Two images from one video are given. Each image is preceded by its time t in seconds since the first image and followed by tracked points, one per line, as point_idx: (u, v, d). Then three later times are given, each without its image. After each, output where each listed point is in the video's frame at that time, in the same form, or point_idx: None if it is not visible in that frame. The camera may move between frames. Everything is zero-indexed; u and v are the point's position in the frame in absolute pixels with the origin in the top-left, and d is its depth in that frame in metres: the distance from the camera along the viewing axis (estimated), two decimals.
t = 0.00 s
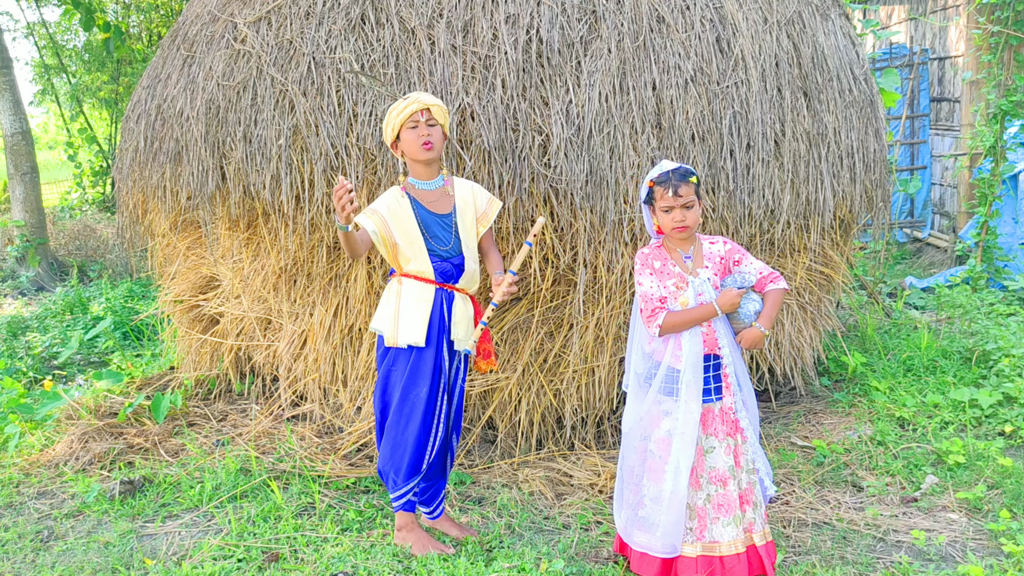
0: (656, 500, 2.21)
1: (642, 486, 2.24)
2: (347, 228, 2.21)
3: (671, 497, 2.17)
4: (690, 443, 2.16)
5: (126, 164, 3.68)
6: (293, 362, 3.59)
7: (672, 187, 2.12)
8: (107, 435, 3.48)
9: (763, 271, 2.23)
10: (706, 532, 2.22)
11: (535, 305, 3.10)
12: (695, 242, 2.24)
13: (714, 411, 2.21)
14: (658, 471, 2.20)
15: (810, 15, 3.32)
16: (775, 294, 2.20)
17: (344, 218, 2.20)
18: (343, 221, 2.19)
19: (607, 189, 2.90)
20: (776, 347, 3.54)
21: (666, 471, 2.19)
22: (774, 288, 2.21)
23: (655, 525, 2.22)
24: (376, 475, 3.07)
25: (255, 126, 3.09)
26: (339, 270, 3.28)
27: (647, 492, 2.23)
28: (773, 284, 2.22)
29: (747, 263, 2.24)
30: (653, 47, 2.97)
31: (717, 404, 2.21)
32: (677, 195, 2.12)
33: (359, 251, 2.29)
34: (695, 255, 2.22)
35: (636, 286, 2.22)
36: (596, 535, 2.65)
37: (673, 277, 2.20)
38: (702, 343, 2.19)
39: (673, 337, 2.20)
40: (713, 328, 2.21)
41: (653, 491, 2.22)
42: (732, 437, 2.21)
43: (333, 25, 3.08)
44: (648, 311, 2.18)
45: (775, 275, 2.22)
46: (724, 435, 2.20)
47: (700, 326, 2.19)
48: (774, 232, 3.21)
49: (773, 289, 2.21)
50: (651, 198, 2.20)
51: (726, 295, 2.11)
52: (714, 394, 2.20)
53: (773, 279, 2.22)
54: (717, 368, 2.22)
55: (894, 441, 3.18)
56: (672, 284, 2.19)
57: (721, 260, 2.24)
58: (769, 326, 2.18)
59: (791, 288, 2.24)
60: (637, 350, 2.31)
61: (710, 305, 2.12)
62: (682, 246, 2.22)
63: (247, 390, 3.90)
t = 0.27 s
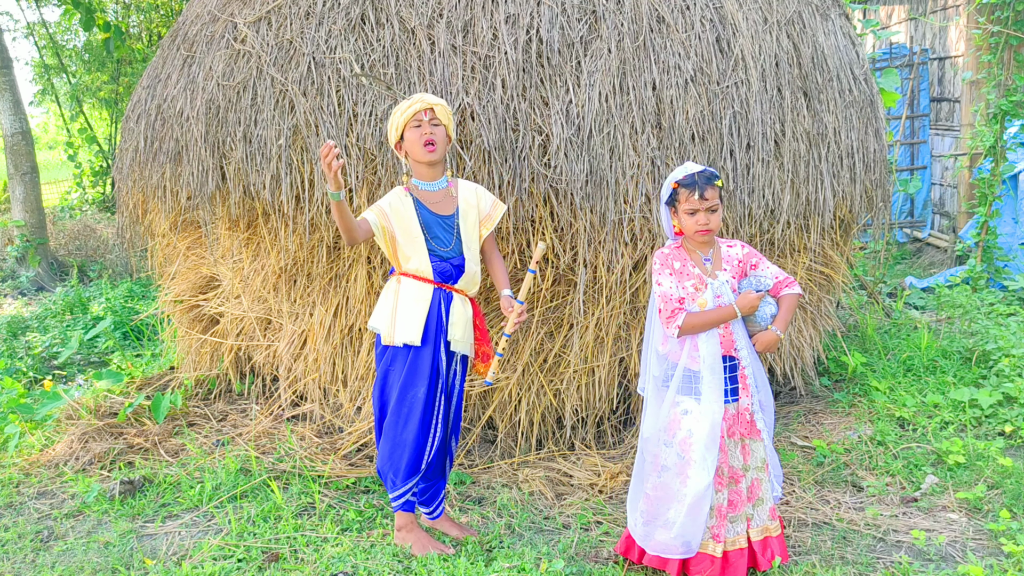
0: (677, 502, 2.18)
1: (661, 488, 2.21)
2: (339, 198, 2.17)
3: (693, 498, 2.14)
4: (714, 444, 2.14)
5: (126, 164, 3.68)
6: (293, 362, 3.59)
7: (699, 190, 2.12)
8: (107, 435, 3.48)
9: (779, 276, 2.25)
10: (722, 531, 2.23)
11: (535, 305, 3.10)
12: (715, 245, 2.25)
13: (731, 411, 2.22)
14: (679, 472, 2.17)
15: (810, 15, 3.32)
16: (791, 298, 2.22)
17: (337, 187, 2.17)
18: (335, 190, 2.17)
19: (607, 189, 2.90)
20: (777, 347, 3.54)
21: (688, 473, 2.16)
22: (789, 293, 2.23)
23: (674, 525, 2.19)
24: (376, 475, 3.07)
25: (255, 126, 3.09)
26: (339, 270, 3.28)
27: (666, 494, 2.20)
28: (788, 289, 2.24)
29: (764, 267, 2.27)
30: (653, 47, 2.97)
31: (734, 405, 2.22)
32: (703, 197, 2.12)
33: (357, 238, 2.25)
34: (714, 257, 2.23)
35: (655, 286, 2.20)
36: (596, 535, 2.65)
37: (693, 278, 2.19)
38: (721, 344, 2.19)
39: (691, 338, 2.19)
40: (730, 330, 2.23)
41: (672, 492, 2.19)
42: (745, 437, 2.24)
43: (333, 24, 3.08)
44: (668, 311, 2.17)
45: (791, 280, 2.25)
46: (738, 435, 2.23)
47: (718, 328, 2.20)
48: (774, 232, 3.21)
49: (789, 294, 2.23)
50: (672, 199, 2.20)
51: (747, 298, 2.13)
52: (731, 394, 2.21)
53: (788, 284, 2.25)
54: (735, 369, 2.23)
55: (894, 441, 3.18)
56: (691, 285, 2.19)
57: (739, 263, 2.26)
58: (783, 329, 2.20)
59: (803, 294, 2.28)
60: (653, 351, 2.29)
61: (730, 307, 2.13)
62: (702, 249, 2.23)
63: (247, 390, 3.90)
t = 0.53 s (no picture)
0: (699, 506, 2.15)
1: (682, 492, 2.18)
2: (350, 177, 2.15)
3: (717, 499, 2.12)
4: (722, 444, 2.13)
5: (126, 164, 3.68)
6: (293, 362, 3.59)
7: (709, 188, 2.11)
8: (107, 435, 3.48)
9: (786, 280, 2.26)
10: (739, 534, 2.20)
11: (535, 305, 3.10)
12: (724, 244, 2.24)
13: (734, 412, 2.21)
14: (696, 474, 2.15)
15: (811, 15, 3.32)
16: (795, 303, 2.24)
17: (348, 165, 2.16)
18: (347, 169, 2.15)
19: (607, 189, 2.90)
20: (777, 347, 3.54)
21: (707, 474, 2.14)
22: (794, 297, 2.24)
23: (707, 534, 2.14)
24: (376, 475, 3.07)
25: (255, 126, 3.09)
26: (339, 271, 3.28)
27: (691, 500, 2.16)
28: (793, 294, 2.25)
29: (771, 269, 2.27)
30: (653, 47, 2.97)
31: (736, 405, 2.21)
32: (713, 196, 2.11)
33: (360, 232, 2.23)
34: (722, 257, 2.22)
35: (662, 282, 2.19)
36: (596, 535, 2.65)
37: (700, 276, 2.18)
38: (725, 343, 2.18)
39: (695, 336, 2.18)
40: (733, 331, 2.21)
41: (696, 497, 2.15)
42: (748, 438, 2.23)
43: (333, 25, 3.08)
44: (673, 308, 2.17)
45: (796, 285, 2.26)
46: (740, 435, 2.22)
47: (722, 327, 2.19)
48: (774, 232, 3.21)
49: (794, 299, 2.25)
50: (683, 196, 2.19)
51: (753, 299, 2.12)
52: (733, 395, 2.20)
53: (794, 288, 2.26)
54: (737, 370, 2.21)
55: (894, 441, 3.18)
56: (698, 283, 2.18)
57: (746, 264, 2.25)
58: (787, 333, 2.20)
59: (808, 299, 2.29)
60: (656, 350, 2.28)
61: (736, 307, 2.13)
62: (711, 248, 2.21)
63: (247, 390, 3.90)
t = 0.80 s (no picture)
0: (688, 503, 2.16)
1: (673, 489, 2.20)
2: (368, 168, 2.14)
3: (705, 498, 2.12)
4: (713, 443, 2.13)
5: (126, 164, 3.68)
6: (293, 362, 3.59)
7: (708, 189, 2.11)
8: (107, 435, 3.48)
9: (787, 283, 2.23)
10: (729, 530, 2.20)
11: (535, 305, 3.10)
12: (724, 245, 2.23)
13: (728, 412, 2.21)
14: (687, 473, 2.16)
15: (811, 15, 3.32)
16: (795, 306, 2.21)
17: (366, 156, 2.15)
18: (365, 160, 2.14)
19: (607, 189, 2.90)
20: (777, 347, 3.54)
21: (697, 473, 2.14)
22: (795, 301, 2.22)
23: (693, 530, 2.16)
24: (376, 475, 3.07)
25: (255, 126, 3.09)
26: (339, 270, 3.28)
27: (680, 497, 2.17)
28: (794, 297, 2.23)
29: (772, 272, 2.25)
30: (653, 47, 2.97)
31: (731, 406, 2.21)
32: (712, 197, 2.11)
33: (370, 228, 2.21)
34: (722, 257, 2.22)
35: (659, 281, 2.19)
36: (596, 535, 2.65)
37: (698, 277, 2.19)
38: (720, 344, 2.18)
39: (691, 336, 2.18)
40: (729, 332, 2.21)
41: (686, 495, 2.16)
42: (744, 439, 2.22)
43: (333, 25, 3.08)
44: (669, 308, 2.17)
45: (798, 289, 2.23)
46: (737, 435, 2.22)
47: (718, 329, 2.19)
48: (774, 232, 3.21)
49: (794, 302, 2.22)
50: (685, 197, 2.19)
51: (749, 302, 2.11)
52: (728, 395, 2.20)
53: (795, 292, 2.24)
54: (732, 370, 2.21)
55: (894, 441, 3.18)
56: (695, 283, 2.19)
57: (747, 266, 2.25)
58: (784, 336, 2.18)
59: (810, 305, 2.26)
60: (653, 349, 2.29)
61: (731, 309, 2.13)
62: (711, 248, 2.21)
63: (247, 390, 3.90)
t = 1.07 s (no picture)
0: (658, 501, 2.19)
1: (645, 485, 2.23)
2: (393, 161, 2.12)
3: (675, 497, 2.16)
4: (694, 444, 2.15)
5: (126, 164, 3.68)
6: (293, 362, 3.59)
7: (696, 186, 2.11)
8: (107, 435, 3.48)
9: (782, 283, 2.18)
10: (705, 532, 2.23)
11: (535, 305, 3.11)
12: (717, 244, 2.21)
13: (715, 412, 2.21)
14: (662, 471, 2.19)
15: (811, 15, 3.32)
16: (790, 307, 2.16)
17: (391, 149, 2.12)
18: (390, 153, 2.11)
19: (607, 189, 2.90)
20: (777, 347, 3.55)
21: (673, 472, 2.17)
22: (789, 301, 2.16)
23: (658, 527, 2.19)
24: (376, 475, 3.07)
25: (255, 126, 3.09)
26: (339, 270, 3.28)
27: (651, 493, 2.21)
28: (789, 297, 2.17)
29: (766, 272, 2.20)
30: (653, 47, 2.97)
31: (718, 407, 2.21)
32: (700, 194, 2.11)
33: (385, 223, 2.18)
34: (713, 257, 2.20)
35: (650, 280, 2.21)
36: (596, 535, 2.65)
37: (688, 276, 2.19)
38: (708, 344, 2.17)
39: (681, 336, 2.19)
40: (720, 332, 2.20)
41: (656, 491, 2.20)
42: (731, 440, 2.22)
43: (333, 25, 3.08)
44: (658, 307, 2.19)
45: (793, 288, 2.18)
46: (723, 436, 2.22)
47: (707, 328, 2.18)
48: (774, 232, 3.21)
49: (788, 303, 2.17)
50: (676, 196, 2.20)
51: (737, 301, 2.09)
52: (715, 396, 2.20)
53: (790, 292, 2.18)
54: (720, 371, 2.21)
55: (894, 441, 3.18)
56: (685, 283, 2.19)
57: (739, 265, 2.21)
58: (775, 337, 2.15)
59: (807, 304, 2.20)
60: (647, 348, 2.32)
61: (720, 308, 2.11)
62: (702, 247, 2.19)
63: (247, 390, 3.90)
